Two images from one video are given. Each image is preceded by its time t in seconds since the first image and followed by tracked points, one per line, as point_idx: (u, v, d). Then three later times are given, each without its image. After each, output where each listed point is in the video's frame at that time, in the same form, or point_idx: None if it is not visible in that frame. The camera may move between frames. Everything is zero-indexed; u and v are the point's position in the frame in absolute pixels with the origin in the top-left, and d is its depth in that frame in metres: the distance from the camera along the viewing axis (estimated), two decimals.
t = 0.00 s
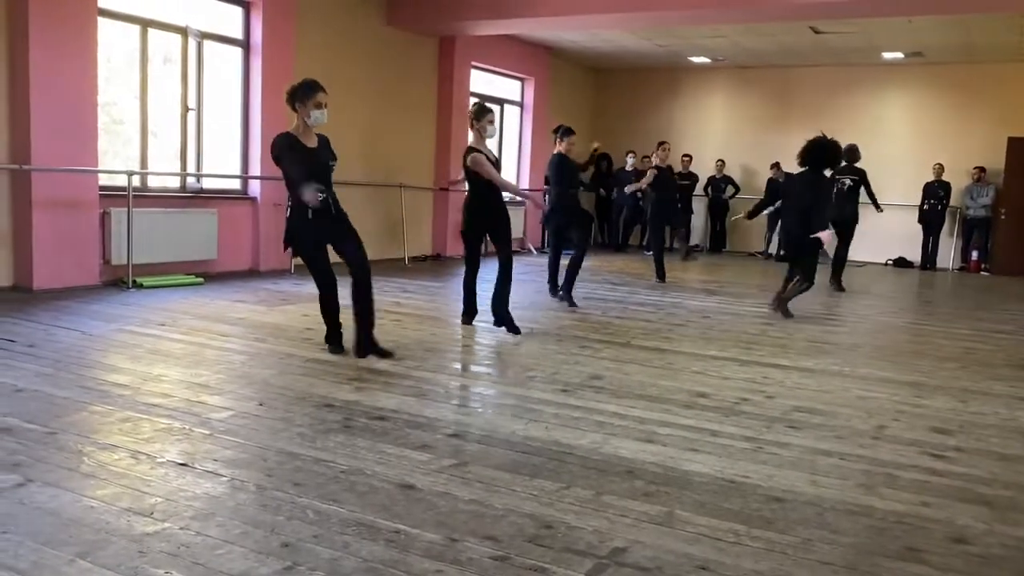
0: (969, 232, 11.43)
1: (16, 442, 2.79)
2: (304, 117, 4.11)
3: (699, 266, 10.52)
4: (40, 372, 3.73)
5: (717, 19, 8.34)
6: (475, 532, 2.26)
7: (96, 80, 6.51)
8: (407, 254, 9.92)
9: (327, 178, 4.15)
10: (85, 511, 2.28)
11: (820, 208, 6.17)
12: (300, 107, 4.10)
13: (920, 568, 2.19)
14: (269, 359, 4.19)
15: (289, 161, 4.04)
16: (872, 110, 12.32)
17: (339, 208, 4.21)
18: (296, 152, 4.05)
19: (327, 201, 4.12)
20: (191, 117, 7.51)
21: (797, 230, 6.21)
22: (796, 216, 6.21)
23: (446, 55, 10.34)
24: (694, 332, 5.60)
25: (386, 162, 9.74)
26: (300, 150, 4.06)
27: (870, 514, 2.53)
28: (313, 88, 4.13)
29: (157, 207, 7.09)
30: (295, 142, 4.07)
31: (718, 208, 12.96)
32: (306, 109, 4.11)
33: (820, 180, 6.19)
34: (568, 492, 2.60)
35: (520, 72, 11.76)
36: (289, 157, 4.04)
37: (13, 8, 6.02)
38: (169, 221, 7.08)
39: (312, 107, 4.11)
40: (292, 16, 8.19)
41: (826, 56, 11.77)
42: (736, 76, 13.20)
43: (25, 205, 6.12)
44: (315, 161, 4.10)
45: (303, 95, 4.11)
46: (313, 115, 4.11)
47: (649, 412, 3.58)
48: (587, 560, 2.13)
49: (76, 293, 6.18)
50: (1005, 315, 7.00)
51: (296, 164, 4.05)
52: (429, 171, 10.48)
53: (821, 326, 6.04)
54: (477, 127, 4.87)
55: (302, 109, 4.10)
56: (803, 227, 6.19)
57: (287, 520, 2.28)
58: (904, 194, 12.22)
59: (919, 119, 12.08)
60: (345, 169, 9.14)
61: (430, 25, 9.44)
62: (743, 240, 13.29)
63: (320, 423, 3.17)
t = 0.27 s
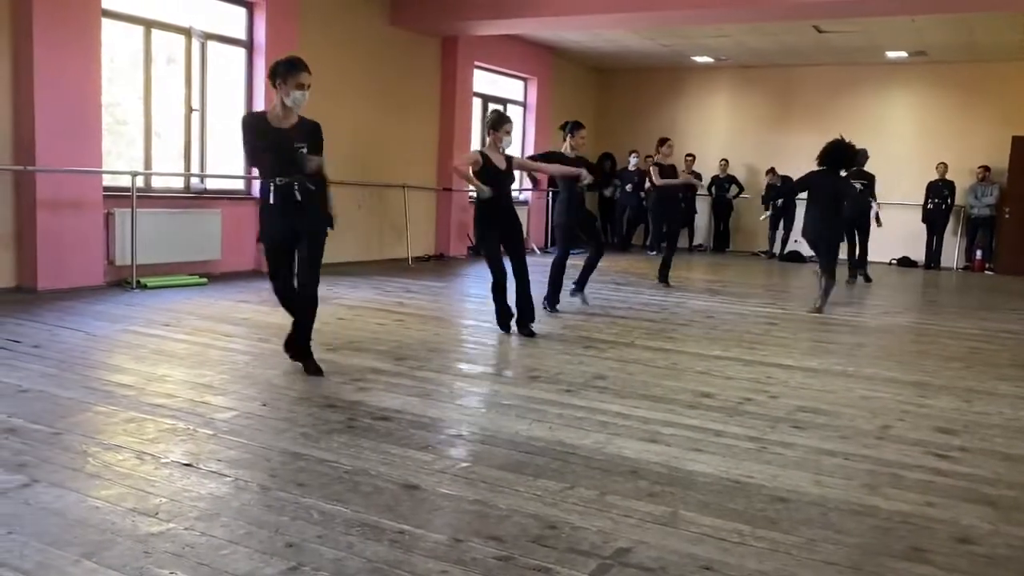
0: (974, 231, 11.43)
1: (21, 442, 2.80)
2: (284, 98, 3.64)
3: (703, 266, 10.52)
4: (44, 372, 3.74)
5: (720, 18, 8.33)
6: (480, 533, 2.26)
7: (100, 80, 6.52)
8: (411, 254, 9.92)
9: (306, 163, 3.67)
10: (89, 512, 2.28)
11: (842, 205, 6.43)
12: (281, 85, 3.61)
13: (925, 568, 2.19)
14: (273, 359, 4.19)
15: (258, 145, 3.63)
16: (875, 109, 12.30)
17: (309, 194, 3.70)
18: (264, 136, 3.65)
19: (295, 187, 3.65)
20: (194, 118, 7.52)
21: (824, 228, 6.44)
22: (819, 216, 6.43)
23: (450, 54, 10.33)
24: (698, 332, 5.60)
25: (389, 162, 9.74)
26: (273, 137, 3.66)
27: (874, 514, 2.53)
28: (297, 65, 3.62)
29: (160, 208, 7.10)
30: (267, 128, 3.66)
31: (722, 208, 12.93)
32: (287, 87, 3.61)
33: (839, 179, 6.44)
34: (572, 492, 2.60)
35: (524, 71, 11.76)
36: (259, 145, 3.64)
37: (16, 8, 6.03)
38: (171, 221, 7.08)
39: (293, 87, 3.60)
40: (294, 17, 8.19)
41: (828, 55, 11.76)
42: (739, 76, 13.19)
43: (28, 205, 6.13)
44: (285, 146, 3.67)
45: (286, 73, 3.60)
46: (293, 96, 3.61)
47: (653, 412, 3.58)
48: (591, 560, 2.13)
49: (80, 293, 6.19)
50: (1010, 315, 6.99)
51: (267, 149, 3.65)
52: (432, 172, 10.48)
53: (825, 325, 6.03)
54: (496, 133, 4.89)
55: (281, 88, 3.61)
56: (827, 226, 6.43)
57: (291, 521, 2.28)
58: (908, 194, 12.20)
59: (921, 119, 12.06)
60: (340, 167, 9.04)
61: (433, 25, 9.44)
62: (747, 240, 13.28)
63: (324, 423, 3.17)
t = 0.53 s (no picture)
0: (977, 230, 11.36)
1: (24, 442, 2.80)
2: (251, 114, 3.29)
3: (705, 265, 10.51)
4: (47, 372, 3.75)
5: (721, 17, 8.32)
6: (482, 531, 2.26)
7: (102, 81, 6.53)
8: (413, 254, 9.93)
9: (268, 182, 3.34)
10: (92, 511, 2.29)
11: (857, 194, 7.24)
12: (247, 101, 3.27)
13: (928, 567, 2.19)
14: (275, 359, 4.19)
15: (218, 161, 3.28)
16: (877, 108, 12.30)
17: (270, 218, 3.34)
18: (228, 152, 3.27)
19: (258, 211, 3.30)
20: (196, 118, 7.53)
21: (839, 215, 7.24)
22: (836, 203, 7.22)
23: (452, 54, 10.33)
24: (700, 331, 5.59)
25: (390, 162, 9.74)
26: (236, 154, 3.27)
27: (876, 513, 2.53)
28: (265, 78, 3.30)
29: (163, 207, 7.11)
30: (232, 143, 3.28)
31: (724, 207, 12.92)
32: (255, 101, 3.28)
33: (854, 169, 7.21)
34: (574, 492, 2.60)
35: (526, 71, 11.76)
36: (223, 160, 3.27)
37: (18, 9, 6.04)
38: (173, 221, 7.08)
39: (260, 101, 3.27)
40: (296, 16, 8.20)
41: (830, 54, 11.75)
42: (741, 75, 13.18)
43: (31, 205, 6.14)
44: (245, 163, 3.28)
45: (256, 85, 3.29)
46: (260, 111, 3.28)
47: (655, 411, 3.58)
48: (593, 559, 2.13)
49: (83, 293, 6.20)
50: (1014, 314, 6.98)
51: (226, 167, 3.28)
52: (433, 171, 10.48)
53: (828, 324, 6.02)
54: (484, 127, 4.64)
55: (247, 103, 3.26)
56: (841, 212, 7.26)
57: (294, 520, 2.28)
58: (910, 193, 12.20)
59: (923, 118, 12.05)
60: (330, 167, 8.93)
61: (435, 25, 9.45)
62: (750, 239, 13.28)
63: (326, 423, 3.17)
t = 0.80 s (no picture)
0: (978, 227, 11.38)
1: (25, 441, 2.80)
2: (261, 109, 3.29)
3: (706, 264, 10.51)
4: (48, 372, 3.74)
5: (722, 16, 8.31)
6: (484, 530, 2.26)
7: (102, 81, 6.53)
8: (413, 252, 9.93)
9: (280, 184, 3.35)
10: (93, 510, 2.29)
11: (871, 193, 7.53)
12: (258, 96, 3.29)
13: (931, 564, 2.18)
14: (276, 358, 4.19)
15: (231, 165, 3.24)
16: (876, 106, 12.31)
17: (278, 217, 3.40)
18: (244, 156, 3.23)
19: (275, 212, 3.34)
20: (197, 117, 7.53)
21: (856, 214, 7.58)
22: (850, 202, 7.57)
23: (452, 52, 10.33)
24: (701, 329, 5.59)
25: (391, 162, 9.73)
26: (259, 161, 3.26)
27: (878, 510, 2.53)
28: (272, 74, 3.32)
29: (164, 207, 7.11)
30: (245, 143, 3.24)
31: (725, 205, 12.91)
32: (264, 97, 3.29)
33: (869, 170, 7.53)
34: (575, 489, 2.60)
35: (526, 69, 11.76)
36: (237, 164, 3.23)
37: (19, 9, 6.04)
38: (173, 220, 7.07)
39: (272, 94, 3.28)
40: (297, 16, 8.20)
41: (831, 52, 11.75)
42: (741, 73, 13.19)
43: (32, 206, 6.15)
44: (267, 164, 3.28)
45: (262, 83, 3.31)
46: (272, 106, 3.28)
47: (656, 409, 3.58)
48: (595, 557, 2.13)
49: (84, 293, 6.20)
50: (1014, 311, 6.98)
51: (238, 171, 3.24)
52: (434, 170, 10.48)
53: (829, 322, 6.02)
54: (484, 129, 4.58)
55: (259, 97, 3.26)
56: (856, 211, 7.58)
57: (296, 518, 2.28)
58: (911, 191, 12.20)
59: (923, 116, 12.05)
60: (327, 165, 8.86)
61: (435, 24, 9.45)
62: (750, 237, 13.27)
63: (327, 421, 3.17)
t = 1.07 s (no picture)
0: (976, 225, 11.39)
1: (23, 441, 2.80)
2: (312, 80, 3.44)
3: (705, 262, 10.50)
4: (46, 372, 3.74)
5: (720, 14, 8.31)
6: (483, 528, 2.26)
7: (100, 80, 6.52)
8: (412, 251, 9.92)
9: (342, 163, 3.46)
10: (91, 510, 2.29)
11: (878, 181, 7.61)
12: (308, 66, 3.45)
13: (929, 562, 2.19)
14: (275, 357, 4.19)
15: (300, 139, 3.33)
16: (874, 104, 12.31)
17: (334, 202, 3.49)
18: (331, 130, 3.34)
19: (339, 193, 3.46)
20: (195, 116, 7.52)
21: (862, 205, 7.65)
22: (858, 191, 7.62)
23: (451, 51, 10.32)
24: (700, 328, 5.59)
25: (389, 160, 9.73)
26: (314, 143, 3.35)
27: (876, 508, 2.53)
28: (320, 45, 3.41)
29: (162, 206, 7.10)
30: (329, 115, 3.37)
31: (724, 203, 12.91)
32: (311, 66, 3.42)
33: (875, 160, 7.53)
34: (574, 488, 2.60)
35: (525, 68, 11.75)
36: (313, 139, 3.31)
37: (17, 8, 6.03)
38: (170, 219, 7.07)
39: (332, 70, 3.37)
40: (295, 16, 8.20)
41: (829, 50, 11.75)
42: (739, 71, 13.19)
43: (30, 206, 6.14)
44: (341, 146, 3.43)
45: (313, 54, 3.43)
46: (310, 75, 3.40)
47: (655, 408, 3.58)
48: (593, 555, 2.13)
49: (82, 292, 6.19)
50: (1013, 309, 6.99)
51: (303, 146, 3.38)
52: (433, 168, 10.48)
53: (827, 320, 6.02)
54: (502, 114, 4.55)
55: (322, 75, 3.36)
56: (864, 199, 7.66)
57: (294, 517, 2.28)
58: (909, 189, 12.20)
59: (921, 114, 12.05)
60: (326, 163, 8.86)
61: (434, 22, 9.44)
62: (749, 235, 13.27)
63: (326, 420, 3.17)
